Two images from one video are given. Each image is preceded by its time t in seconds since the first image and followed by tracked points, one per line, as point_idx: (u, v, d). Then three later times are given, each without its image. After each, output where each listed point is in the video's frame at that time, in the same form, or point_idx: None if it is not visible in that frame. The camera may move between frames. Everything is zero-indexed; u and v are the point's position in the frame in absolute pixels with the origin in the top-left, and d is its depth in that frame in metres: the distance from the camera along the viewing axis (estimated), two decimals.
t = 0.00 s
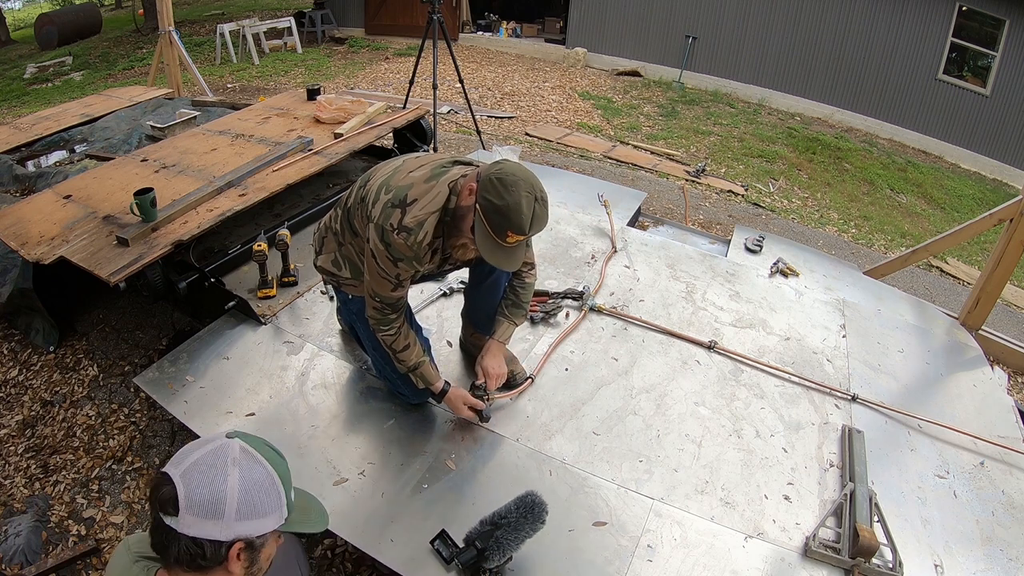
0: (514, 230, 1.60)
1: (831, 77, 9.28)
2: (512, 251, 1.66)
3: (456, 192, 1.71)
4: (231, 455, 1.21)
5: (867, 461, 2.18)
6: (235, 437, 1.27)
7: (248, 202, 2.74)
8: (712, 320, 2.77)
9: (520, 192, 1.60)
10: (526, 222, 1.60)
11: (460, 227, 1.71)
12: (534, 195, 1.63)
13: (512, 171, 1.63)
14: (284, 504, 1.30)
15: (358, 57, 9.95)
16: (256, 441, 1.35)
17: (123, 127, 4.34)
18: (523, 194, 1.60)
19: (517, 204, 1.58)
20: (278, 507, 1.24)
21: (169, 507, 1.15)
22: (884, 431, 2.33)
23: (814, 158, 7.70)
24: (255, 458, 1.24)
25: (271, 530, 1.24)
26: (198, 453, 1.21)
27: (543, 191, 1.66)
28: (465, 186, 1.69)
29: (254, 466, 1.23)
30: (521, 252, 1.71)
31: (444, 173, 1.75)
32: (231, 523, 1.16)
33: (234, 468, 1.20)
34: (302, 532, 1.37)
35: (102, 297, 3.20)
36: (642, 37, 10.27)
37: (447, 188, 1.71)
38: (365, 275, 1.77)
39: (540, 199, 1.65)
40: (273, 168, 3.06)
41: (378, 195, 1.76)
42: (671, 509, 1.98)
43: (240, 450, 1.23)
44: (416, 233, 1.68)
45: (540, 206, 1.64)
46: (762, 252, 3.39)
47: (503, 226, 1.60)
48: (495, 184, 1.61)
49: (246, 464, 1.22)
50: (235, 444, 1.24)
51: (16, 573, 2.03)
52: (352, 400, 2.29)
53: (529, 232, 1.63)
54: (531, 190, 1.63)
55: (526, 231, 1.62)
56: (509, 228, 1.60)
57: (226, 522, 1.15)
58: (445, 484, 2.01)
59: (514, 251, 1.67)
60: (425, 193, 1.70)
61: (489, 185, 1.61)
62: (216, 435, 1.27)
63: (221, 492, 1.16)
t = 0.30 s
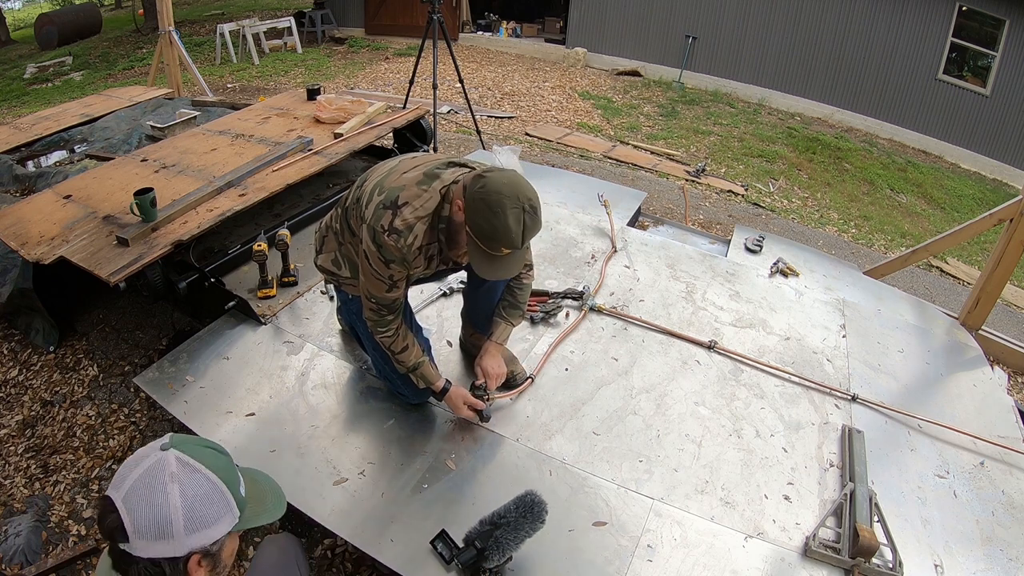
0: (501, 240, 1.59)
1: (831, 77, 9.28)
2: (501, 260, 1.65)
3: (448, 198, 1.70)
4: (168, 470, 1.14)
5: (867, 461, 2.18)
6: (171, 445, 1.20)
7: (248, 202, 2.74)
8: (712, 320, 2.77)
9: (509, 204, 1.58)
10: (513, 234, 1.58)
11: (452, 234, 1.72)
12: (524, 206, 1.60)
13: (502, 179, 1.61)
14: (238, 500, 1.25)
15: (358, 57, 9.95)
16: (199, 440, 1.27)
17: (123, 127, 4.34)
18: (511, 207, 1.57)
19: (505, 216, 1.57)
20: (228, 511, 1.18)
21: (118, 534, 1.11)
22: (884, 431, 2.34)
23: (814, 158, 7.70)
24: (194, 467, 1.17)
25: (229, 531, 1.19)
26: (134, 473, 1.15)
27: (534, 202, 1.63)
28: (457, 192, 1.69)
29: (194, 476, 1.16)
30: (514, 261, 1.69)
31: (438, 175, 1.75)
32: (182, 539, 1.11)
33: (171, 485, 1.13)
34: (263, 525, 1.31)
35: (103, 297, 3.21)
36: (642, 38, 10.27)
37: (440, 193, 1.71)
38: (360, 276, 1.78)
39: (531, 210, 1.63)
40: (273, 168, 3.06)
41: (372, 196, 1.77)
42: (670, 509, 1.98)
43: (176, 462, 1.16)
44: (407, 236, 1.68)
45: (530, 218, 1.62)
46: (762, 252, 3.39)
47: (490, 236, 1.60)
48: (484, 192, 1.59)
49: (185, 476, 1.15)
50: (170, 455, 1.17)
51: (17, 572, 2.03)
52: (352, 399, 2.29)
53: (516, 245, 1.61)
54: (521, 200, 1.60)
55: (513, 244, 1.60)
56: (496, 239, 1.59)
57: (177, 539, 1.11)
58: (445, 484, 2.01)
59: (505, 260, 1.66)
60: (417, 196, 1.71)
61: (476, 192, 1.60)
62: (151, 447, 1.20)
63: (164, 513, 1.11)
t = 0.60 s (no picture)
0: (482, 240, 1.58)
1: (831, 77, 9.28)
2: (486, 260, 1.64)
3: (437, 198, 1.70)
4: (125, 474, 1.13)
5: (866, 461, 2.18)
6: (128, 446, 1.18)
7: (248, 202, 2.74)
8: (712, 320, 2.77)
9: (488, 204, 1.57)
10: (494, 235, 1.57)
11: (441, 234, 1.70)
12: (504, 205, 1.59)
13: (481, 177, 1.60)
14: (207, 488, 1.24)
15: (358, 57, 9.95)
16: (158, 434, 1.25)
17: (123, 127, 4.34)
18: (490, 207, 1.57)
19: (486, 216, 1.56)
20: (196, 504, 1.18)
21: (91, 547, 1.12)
22: (884, 431, 2.34)
23: (814, 158, 7.70)
24: (153, 466, 1.15)
25: (201, 522, 1.20)
26: (95, 483, 1.14)
27: (517, 201, 1.62)
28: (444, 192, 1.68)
29: (153, 474, 1.15)
30: (501, 261, 1.69)
31: (428, 174, 1.73)
32: (153, 540, 1.11)
33: (131, 489, 1.12)
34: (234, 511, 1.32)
35: (102, 297, 3.21)
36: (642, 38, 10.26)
37: (429, 192, 1.70)
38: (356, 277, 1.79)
39: (513, 208, 1.61)
40: (273, 168, 3.06)
41: (365, 196, 1.77)
42: (670, 509, 1.98)
43: (132, 464, 1.14)
44: (396, 235, 1.68)
45: (512, 215, 1.61)
46: (762, 252, 3.39)
47: (472, 237, 1.59)
48: (463, 192, 1.59)
49: (144, 477, 1.14)
50: (126, 458, 1.15)
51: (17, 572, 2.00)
52: (352, 399, 2.30)
53: (499, 246, 1.60)
54: (501, 199, 1.58)
55: (495, 244, 1.59)
56: (478, 240, 1.58)
57: (149, 541, 1.11)
58: (444, 484, 2.01)
59: (490, 260, 1.65)
60: (407, 195, 1.70)
61: (458, 192, 1.59)
62: (108, 452, 1.18)
63: (130, 517, 1.10)
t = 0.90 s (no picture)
0: (474, 243, 1.58)
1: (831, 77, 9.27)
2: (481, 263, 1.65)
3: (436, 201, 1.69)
4: (122, 484, 1.12)
5: (866, 461, 2.18)
6: (122, 456, 1.17)
7: (248, 202, 2.74)
8: (712, 320, 2.77)
9: (478, 207, 1.57)
10: (487, 239, 1.58)
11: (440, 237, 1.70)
12: (496, 208, 1.58)
13: (473, 181, 1.60)
14: (205, 490, 1.24)
15: (358, 57, 9.95)
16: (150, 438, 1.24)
17: (123, 127, 4.34)
18: (481, 210, 1.57)
19: (480, 220, 1.56)
20: (195, 508, 1.18)
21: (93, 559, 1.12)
22: (885, 432, 2.33)
23: (814, 158, 7.70)
24: (150, 474, 1.15)
25: (202, 526, 1.20)
26: (93, 494, 1.13)
27: (511, 204, 1.62)
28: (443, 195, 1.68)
29: (149, 482, 1.14)
30: (496, 264, 1.69)
31: (429, 176, 1.73)
32: (156, 547, 1.11)
33: (129, 499, 1.12)
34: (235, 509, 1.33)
35: (102, 297, 3.21)
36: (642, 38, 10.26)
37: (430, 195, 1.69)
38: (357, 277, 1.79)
39: (506, 211, 1.61)
40: (273, 168, 3.06)
41: (367, 197, 1.77)
42: (670, 509, 1.98)
43: (129, 473, 1.13)
44: (396, 237, 1.68)
45: (504, 218, 1.60)
46: (762, 252, 3.39)
47: (465, 241, 1.59)
48: (456, 196, 1.59)
49: (140, 485, 1.13)
50: (121, 467, 1.14)
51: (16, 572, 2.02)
52: (352, 399, 2.29)
53: (492, 249, 1.60)
54: (493, 202, 1.58)
55: (488, 247, 1.59)
56: (472, 243, 1.58)
57: (152, 549, 1.11)
58: (444, 484, 2.01)
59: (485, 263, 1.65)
60: (409, 198, 1.70)
61: (454, 196, 1.60)
62: (103, 462, 1.17)
63: (130, 527, 1.10)
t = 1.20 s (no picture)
0: (479, 247, 1.58)
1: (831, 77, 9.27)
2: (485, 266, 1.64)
3: (440, 203, 1.69)
4: (133, 489, 1.15)
5: (866, 461, 2.18)
6: (138, 463, 1.20)
7: (248, 202, 2.74)
8: (712, 320, 2.77)
9: (483, 212, 1.57)
10: (491, 243, 1.57)
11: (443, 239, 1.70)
12: (501, 212, 1.58)
13: (478, 184, 1.60)
14: (214, 511, 1.24)
15: (358, 57, 9.95)
16: (169, 452, 1.28)
17: (123, 127, 4.34)
18: (486, 215, 1.56)
19: (484, 224, 1.56)
20: (200, 524, 1.18)
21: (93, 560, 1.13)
22: (885, 431, 2.33)
23: (814, 158, 7.70)
24: (162, 483, 1.17)
25: (206, 545, 1.20)
26: (103, 497, 1.16)
27: (515, 209, 1.61)
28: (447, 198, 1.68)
29: (161, 492, 1.16)
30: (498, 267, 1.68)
31: (433, 178, 1.73)
32: (154, 559, 1.11)
33: (138, 504, 1.14)
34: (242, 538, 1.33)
35: (102, 297, 3.21)
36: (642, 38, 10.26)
37: (434, 197, 1.69)
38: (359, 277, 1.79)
39: (511, 216, 1.61)
40: (273, 168, 3.06)
41: (372, 198, 1.78)
42: (670, 509, 1.98)
43: (142, 479, 1.16)
44: (400, 238, 1.68)
45: (508, 223, 1.60)
46: (762, 252, 3.39)
47: (469, 245, 1.59)
48: (460, 199, 1.59)
49: (152, 493, 1.15)
50: (136, 473, 1.17)
51: (16, 572, 2.02)
52: (352, 399, 2.29)
53: (496, 253, 1.59)
54: (498, 207, 1.58)
55: (492, 252, 1.59)
56: (476, 247, 1.58)
57: (150, 559, 1.11)
58: (444, 484, 2.01)
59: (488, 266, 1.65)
60: (412, 200, 1.70)
61: (458, 200, 1.60)
62: (119, 466, 1.20)
63: (134, 532, 1.11)
